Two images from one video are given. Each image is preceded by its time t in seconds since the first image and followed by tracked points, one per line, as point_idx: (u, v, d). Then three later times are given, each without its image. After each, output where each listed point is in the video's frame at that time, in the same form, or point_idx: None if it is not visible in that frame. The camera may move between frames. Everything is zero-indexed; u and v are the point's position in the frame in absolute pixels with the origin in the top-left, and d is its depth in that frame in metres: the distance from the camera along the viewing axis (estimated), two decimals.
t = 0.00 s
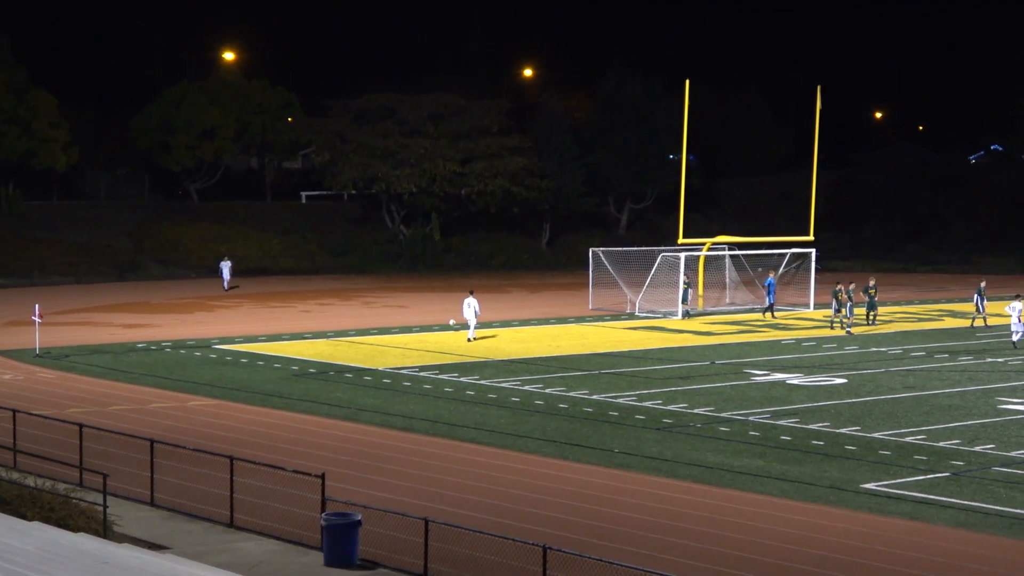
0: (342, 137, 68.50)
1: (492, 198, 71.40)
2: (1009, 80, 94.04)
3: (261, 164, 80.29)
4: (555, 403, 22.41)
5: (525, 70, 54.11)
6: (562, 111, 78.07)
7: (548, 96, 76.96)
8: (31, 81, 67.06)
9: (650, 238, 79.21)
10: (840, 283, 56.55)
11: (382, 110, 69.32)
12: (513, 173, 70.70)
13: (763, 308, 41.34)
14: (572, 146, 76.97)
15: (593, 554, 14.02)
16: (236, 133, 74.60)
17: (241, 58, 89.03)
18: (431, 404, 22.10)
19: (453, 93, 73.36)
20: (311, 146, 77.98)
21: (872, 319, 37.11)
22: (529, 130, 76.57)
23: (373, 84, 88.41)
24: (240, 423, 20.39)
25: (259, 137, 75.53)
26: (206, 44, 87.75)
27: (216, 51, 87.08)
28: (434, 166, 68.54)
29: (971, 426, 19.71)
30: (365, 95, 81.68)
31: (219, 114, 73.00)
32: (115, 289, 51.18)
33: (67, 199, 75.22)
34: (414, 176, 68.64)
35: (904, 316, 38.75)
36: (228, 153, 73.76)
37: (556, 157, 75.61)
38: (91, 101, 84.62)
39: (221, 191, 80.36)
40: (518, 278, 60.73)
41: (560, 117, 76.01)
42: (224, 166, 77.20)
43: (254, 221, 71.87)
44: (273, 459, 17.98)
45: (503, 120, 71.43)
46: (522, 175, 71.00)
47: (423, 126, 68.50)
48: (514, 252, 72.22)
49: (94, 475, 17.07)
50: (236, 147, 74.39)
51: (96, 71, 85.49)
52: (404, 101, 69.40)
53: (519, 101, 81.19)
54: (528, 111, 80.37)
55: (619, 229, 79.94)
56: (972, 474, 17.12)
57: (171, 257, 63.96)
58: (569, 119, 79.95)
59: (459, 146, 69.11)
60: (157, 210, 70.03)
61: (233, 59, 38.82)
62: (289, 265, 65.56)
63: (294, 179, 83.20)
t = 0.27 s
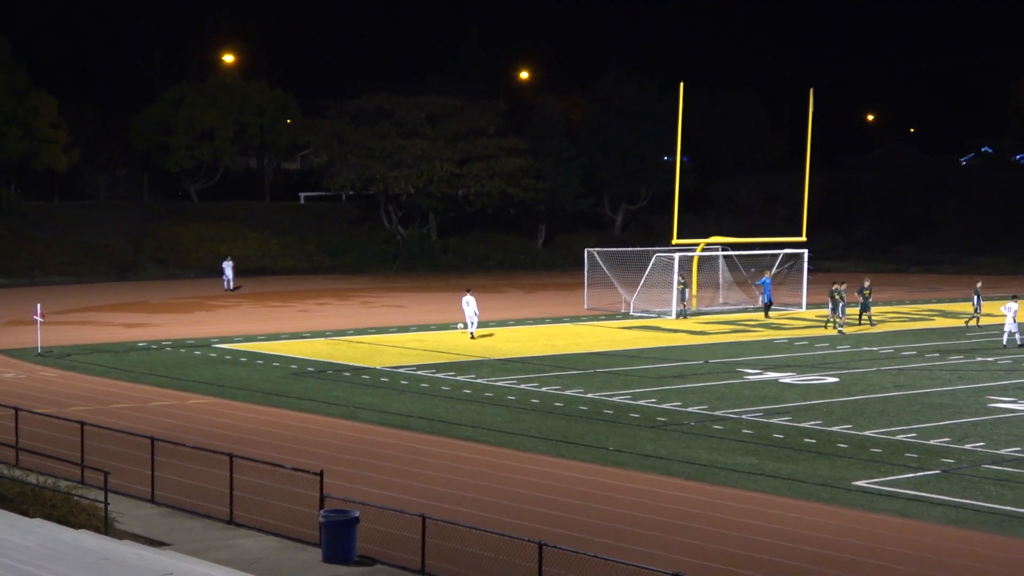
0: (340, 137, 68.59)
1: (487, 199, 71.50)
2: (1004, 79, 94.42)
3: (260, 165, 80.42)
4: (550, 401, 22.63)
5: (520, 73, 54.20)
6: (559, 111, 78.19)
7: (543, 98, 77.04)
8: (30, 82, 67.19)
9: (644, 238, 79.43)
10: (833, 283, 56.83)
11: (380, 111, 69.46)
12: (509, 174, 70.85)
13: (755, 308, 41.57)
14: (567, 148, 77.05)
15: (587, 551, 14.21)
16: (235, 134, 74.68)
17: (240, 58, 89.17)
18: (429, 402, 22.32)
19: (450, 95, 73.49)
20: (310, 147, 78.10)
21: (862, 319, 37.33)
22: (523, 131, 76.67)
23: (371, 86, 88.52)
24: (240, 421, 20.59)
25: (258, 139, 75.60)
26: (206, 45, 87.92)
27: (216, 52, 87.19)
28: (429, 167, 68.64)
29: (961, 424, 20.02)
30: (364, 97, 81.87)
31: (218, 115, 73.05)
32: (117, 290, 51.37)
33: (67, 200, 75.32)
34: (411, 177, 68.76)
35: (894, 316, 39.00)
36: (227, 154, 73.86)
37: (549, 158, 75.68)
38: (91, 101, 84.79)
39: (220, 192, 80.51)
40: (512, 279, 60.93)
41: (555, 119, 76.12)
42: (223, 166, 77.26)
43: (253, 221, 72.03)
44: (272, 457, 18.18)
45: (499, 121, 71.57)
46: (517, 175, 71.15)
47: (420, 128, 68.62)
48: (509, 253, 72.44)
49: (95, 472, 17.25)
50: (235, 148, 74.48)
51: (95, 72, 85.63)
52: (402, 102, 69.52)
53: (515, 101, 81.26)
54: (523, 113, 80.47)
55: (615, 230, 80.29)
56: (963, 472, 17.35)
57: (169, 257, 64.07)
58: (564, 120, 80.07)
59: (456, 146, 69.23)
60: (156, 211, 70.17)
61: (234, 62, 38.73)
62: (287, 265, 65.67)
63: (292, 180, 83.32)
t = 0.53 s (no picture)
0: (348, 148, 69.98)
1: (487, 206, 72.68)
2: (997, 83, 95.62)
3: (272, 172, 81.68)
4: (545, 394, 23.81)
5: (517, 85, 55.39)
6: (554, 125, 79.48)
7: (539, 109, 78.19)
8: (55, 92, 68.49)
9: (643, 240, 80.59)
10: (825, 283, 58.06)
11: (386, 121, 70.71)
12: (507, 182, 72.10)
13: (738, 308, 42.77)
14: (562, 159, 78.23)
15: (579, 532, 15.31)
16: (250, 143, 75.91)
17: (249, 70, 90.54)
18: (431, 396, 23.51)
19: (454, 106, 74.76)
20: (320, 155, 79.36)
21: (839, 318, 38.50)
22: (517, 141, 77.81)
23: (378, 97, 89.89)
24: (253, 414, 21.73)
25: (271, 149, 76.82)
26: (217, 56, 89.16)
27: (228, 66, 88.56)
28: (432, 175, 69.81)
29: (929, 416, 21.38)
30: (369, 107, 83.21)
31: (233, 124, 74.21)
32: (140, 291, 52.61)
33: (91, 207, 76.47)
34: (414, 185, 69.94)
35: (869, 315, 40.22)
36: (241, 164, 75.10)
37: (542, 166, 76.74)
38: (105, 111, 86.10)
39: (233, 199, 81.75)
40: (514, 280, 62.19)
41: (547, 130, 77.32)
42: (239, 174, 78.43)
43: (266, 226, 73.33)
44: (284, 448, 19.30)
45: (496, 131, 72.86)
46: (514, 183, 72.43)
47: (423, 138, 69.87)
48: (510, 255, 73.64)
49: (119, 462, 18.35)
50: (250, 156, 75.71)
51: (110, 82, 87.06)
52: (405, 115, 70.91)
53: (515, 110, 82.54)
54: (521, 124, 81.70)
55: (604, 235, 81.89)
56: (931, 459, 18.54)
57: (185, 259, 65.29)
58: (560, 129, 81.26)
59: (457, 156, 70.49)
60: (172, 216, 71.42)
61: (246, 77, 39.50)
62: (298, 268, 66.84)
63: (302, 187, 84.62)
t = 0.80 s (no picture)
0: (347, 148, 69.95)
1: (486, 206, 72.73)
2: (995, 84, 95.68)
3: (270, 173, 81.72)
4: (544, 395, 23.81)
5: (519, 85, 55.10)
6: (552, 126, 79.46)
7: (539, 109, 78.22)
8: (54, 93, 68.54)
9: (642, 240, 80.61)
10: (823, 283, 58.07)
11: (384, 122, 70.70)
12: (505, 182, 72.14)
13: (737, 308, 42.83)
14: (562, 158, 78.26)
15: (579, 533, 15.27)
16: (249, 144, 75.94)
17: (248, 72, 90.55)
18: (430, 396, 23.51)
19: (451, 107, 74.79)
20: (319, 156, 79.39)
21: (840, 318, 38.56)
22: (518, 142, 77.87)
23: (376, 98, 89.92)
24: (252, 414, 21.73)
25: (270, 150, 76.88)
26: (217, 59, 89.15)
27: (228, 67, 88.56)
28: (430, 176, 69.85)
29: (927, 417, 21.38)
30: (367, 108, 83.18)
31: (232, 125, 74.11)
32: (137, 291, 52.60)
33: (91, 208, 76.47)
34: (412, 186, 69.94)
35: (869, 315, 40.32)
36: (241, 165, 75.04)
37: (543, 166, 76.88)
38: (105, 112, 86.07)
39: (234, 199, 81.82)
40: (511, 281, 62.20)
41: (549, 129, 77.31)
42: (237, 175, 78.45)
43: (264, 226, 73.38)
44: (282, 448, 19.31)
45: (497, 131, 72.88)
46: (513, 183, 72.43)
47: (422, 139, 69.89)
48: (507, 256, 73.63)
49: (116, 462, 18.33)
50: (249, 157, 75.73)
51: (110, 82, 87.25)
52: (404, 116, 70.89)
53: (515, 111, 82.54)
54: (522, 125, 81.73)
55: (603, 234, 81.29)
56: (929, 460, 18.56)
57: (184, 259, 65.33)
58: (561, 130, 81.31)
59: (455, 156, 70.45)
60: (172, 216, 71.40)
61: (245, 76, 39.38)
62: (296, 268, 66.86)
63: (301, 188, 84.64)
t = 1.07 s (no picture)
0: (345, 148, 69.90)
1: (484, 206, 72.70)
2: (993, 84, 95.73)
3: (268, 173, 81.65)
4: (542, 395, 23.81)
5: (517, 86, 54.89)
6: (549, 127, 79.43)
7: (537, 110, 78.17)
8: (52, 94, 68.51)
9: (641, 241, 80.60)
10: (821, 283, 58.12)
11: (382, 122, 70.56)
12: (503, 183, 72.08)
13: (735, 308, 42.86)
14: (560, 158, 78.20)
15: (577, 534, 15.26)
16: (247, 145, 75.89)
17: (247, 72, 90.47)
18: (428, 397, 23.51)
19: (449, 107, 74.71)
20: (317, 157, 79.34)
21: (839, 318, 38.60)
22: (516, 142, 77.82)
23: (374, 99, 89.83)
24: (250, 414, 21.75)
25: (268, 151, 76.84)
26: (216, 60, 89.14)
27: (227, 68, 88.55)
28: (428, 176, 69.80)
29: (925, 417, 21.40)
30: (366, 109, 83.16)
31: (231, 125, 74.04)
32: (135, 292, 52.53)
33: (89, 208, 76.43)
34: (411, 186, 69.88)
35: (866, 315, 40.37)
36: (239, 165, 75.01)
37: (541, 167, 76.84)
38: (104, 113, 86.08)
39: (233, 200, 81.79)
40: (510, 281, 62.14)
41: (547, 130, 77.24)
42: (236, 175, 78.37)
43: (262, 227, 73.30)
44: (281, 448, 19.31)
45: (495, 132, 72.84)
46: (511, 184, 72.35)
47: (420, 139, 69.83)
48: (504, 256, 73.64)
49: (115, 462, 18.33)
50: (247, 158, 75.64)
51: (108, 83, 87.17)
52: (402, 116, 70.85)
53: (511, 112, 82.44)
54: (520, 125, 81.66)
55: (600, 235, 81.20)
56: (927, 460, 18.56)
57: (182, 259, 65.27)
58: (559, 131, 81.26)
59: (453, 157, 70.41)
60: (170, 217, 71.30)
61: (243, 77, 39.50)
62: (294, 268, 66.79)
63: (299, 188, 84.56)
